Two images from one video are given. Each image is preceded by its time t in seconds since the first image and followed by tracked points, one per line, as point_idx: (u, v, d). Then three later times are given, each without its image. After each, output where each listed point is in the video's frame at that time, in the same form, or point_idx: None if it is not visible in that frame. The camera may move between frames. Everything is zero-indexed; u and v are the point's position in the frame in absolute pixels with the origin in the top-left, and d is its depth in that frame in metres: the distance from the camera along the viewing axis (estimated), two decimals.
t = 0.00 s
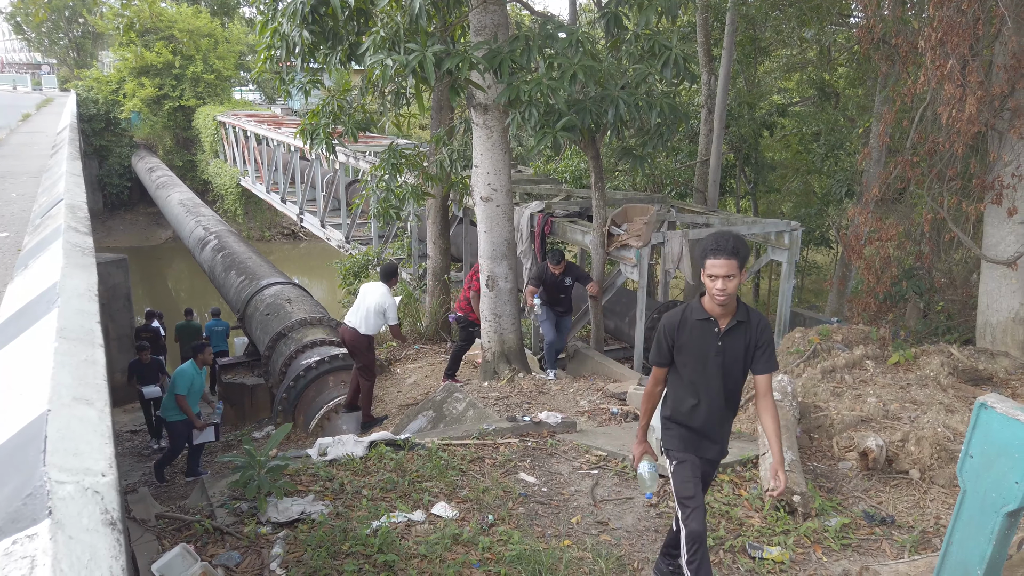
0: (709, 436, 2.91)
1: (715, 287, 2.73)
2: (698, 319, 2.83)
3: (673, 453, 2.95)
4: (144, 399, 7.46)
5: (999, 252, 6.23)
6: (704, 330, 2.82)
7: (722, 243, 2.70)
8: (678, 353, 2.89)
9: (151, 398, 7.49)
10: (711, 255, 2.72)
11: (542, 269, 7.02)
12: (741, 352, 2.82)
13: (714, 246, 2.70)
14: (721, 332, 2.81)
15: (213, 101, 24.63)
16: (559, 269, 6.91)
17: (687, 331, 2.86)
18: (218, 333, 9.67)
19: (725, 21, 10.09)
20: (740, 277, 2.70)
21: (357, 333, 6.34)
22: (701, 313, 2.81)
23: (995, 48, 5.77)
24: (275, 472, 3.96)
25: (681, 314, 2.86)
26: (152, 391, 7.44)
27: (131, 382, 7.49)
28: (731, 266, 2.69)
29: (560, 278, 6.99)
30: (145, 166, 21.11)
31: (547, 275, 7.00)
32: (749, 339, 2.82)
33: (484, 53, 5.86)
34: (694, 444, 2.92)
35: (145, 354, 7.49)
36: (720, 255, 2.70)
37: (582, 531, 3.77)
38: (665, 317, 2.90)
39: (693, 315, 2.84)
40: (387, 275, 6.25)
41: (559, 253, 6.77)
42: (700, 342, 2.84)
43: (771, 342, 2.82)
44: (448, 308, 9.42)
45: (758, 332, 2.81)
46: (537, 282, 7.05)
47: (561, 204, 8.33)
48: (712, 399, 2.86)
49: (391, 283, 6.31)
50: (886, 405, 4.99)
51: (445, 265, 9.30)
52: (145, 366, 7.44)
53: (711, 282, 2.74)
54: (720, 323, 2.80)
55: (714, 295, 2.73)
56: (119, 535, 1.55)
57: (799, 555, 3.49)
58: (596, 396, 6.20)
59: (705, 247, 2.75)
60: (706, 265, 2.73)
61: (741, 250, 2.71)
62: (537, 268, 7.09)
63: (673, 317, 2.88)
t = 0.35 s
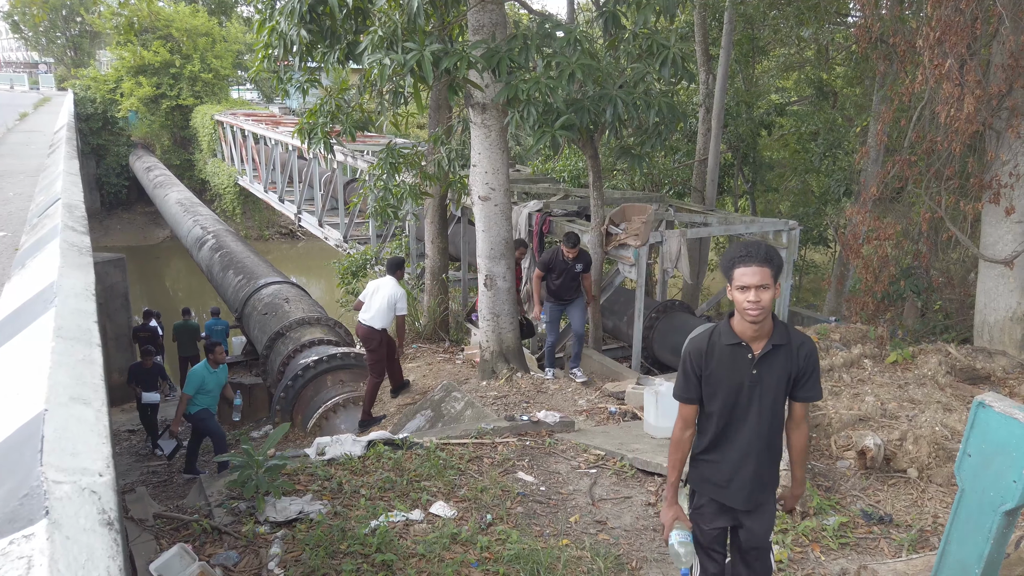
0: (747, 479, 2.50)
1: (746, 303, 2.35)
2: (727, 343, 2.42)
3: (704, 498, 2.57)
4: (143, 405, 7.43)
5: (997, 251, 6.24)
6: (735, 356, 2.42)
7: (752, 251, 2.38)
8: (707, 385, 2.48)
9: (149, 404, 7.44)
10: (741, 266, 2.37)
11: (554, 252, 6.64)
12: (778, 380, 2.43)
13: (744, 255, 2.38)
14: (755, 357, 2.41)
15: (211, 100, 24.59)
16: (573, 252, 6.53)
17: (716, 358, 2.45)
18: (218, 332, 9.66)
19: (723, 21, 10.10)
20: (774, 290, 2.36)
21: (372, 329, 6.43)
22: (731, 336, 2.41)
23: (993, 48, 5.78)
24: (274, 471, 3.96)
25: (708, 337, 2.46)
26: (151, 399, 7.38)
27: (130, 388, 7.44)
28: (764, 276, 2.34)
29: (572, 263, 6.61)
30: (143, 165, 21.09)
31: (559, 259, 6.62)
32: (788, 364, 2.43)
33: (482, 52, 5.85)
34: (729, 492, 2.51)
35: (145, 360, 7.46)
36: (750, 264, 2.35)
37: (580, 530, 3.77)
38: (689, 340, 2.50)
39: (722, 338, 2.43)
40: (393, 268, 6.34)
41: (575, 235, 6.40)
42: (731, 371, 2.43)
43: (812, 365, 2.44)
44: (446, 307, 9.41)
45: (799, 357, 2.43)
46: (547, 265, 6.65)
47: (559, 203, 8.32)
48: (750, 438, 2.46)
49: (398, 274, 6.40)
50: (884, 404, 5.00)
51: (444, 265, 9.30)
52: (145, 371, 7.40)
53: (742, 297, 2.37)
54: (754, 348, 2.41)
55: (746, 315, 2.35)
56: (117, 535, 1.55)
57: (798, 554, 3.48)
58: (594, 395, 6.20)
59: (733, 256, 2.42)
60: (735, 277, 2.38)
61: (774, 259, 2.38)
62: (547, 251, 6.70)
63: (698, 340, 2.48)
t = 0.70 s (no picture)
0: (795, 537, 2.16)
1: (805, 335, 2.02)
2: (782, 380, 2.07)
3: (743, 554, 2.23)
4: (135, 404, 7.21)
5: (992, 249, 6.24)
6: (789, 395, 2.07)
7: (813, 273, 2.06)
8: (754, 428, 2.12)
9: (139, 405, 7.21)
10: (802, 292, 2.04)
11: (569, 240, 6.23)
12: (837, 426, 2.09)
13: (804, 278, 2.07)
14: (812, 399, 2.07)
15: (207, 98, 24.54)
16: (589, 239, 6.12)
17: (767, 398, 2.09)
18: (215, 330, 9.65)
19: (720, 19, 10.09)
20: (839, 321, 2.03)
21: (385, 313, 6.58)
22: (786, 372, 2.07)
23: (989, 46, 5.78)
24: (269, 470, 3.94)
25: (758, 370, 2.11)
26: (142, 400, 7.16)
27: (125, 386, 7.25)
28: (828, 303, 2.02)
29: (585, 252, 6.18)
30: (140, 163, 21.05)
31: (572, 247, 6.19)
32: (849, 409, 2.09)
33: (479, 51, 5.84)
34: (771, 548, 2.19)
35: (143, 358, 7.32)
36: (813, 288, 2.04)
37: (577, 528, 3.77)
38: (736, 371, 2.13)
39: (774, 372, 2.09)
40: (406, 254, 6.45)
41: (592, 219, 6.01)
42: (783, 413, 2.08)
43: (876, 411, 2.10)
44: (443, 306, 9.40)
45: (862, 403, 2.08)
46: (560, 254, 6.22)
47: (556, 201, 8.32)
48: (801, 490, 2.12)
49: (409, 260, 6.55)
50: (880, 401, 5.00)
51: (440, 263, 9.30)
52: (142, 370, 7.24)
53: (801, 326, 2.04)
54: (811, 389, 2.07)
55: (805, 349, 2.02)
56: (108, 535, 1.54)
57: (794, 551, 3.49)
58: (590, 393, 6.20)
59: (793, 278, 2.10)
60: (794, 303, 2.06)
61: (839, 284, 2.05)
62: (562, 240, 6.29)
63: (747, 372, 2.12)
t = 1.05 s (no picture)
0: None
1: (895, 361, 1.84)
2: (864, 411, 1.89)
3: None
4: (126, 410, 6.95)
5: (987, 245, 6.25)
6: (872, 428, 1.89)
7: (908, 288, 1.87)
8: (828, 464, 1.94)
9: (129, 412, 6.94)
10: (888, 310, 1.87)
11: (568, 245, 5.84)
12: (929, 471, 1.88)
13: (892, 293, 1.89)
14: (899, 435, 1.88)
15: (202, 96, 24.46)
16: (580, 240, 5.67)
17: (845, 431, 1.91)
18: (211, 328, 9.63)
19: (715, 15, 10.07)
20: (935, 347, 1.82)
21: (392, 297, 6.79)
22: (870, 402, 1.88)
23: (984, 42, 5.79)
24: (266, 467, 3.92)
25: (836, 398, 1.93)
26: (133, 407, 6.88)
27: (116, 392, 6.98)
28: (923, 324, 1.82)
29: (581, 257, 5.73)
30: (135, 160, 20.98)
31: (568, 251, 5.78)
32: (944, 451, 1.88)
33: (474, 47, 5.82)
34: None
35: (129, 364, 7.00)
36: (902, 306, 1.85)
37: (573, 525, 3.78)
38: (809, 397, 1.97)
39: (855, 402, 1.90)
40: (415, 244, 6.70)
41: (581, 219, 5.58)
42: (863, 450, 1.89)
43: (978, 459, 1.87)
44: (439, 303, 9.39)
45: (960, 444, 1.87)
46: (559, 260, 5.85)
47: (552, 197, 8.31)
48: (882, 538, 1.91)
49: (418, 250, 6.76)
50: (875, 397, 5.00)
51: (437, 260, 9.29)
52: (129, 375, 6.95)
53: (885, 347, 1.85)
54: (899, 425, 1.87)
55: (893, 375, 1.83)
56: (102, 533, 1.54)
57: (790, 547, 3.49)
58: (587, 390, 6.21)
59: (883, 293, 1.92)
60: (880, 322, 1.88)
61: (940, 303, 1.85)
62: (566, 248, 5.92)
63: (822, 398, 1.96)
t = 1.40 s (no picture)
0: None
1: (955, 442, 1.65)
2: (912, 500, 1.72)
3: None
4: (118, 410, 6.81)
5: (981, 243, 6.27)
6: (924, 517, 1.72)
7: (962, 347, 1.72)
8: (874, 560, 1.77)
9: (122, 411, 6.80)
10: (943, 379, 1.69)
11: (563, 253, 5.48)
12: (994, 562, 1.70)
13: (940, 354, 1.73)
14: (957, 524, 1.70)
15: (196, 95, 24.41)
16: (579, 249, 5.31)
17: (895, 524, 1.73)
18: (206, 328, 9.60)
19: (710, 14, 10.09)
20: (997, 421, 1.65)
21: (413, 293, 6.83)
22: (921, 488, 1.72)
23: (977, 40, 5.80)
24: (261, 467, 3.91)
25: (877, 485, 1.76)
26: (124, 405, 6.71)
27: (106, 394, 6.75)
28: (987, 394, 1.65)
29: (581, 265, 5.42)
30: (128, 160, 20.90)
31: (566, 260, 5.43)
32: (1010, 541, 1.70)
33: (468, 46, 5.82)
34: None
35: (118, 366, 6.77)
36: (959, 373, 1.68)
37: (569, 523, 3.78)
38: (846, 486, 1.80)
39: (901, 489, 1.74)
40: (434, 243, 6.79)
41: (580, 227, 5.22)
42: (917, 543, 1.72)
43: None
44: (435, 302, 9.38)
45: None
46: (555, 270, 5.49)
47: (547, 196, 8.30)
48: None
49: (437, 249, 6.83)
50: (870, 394, 5.02)
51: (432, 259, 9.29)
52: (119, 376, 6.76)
53: (949, 428, 1.66)
54: (956, 512, 1.70)
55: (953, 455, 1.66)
56: (96, 532, 1.54)
57: (785, 544, 3.50)
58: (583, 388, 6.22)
59: (930, 352, 1.76)
60: (933, 395, 1.71)
61: (997, 366, 1.69)
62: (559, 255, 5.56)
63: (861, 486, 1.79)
